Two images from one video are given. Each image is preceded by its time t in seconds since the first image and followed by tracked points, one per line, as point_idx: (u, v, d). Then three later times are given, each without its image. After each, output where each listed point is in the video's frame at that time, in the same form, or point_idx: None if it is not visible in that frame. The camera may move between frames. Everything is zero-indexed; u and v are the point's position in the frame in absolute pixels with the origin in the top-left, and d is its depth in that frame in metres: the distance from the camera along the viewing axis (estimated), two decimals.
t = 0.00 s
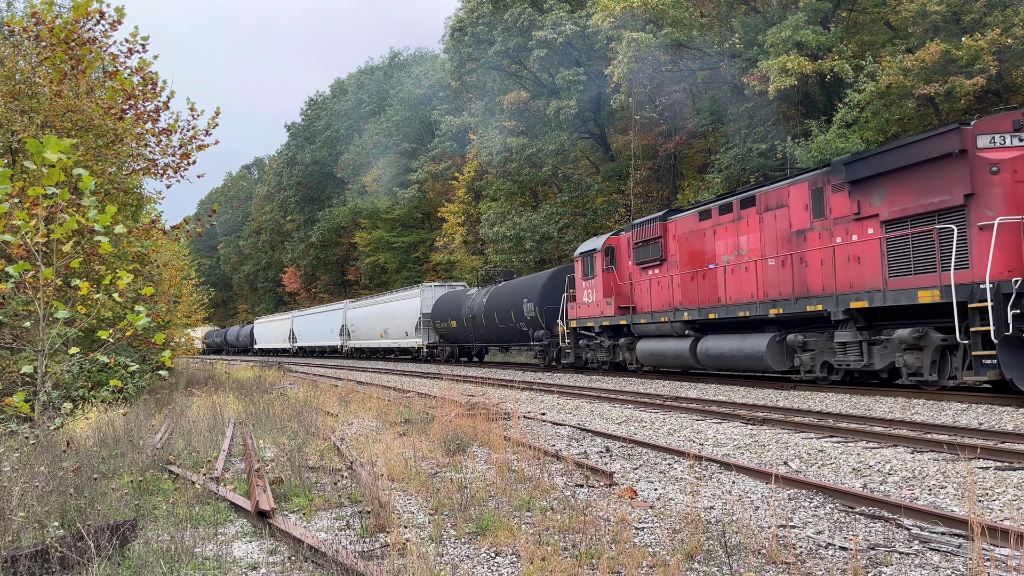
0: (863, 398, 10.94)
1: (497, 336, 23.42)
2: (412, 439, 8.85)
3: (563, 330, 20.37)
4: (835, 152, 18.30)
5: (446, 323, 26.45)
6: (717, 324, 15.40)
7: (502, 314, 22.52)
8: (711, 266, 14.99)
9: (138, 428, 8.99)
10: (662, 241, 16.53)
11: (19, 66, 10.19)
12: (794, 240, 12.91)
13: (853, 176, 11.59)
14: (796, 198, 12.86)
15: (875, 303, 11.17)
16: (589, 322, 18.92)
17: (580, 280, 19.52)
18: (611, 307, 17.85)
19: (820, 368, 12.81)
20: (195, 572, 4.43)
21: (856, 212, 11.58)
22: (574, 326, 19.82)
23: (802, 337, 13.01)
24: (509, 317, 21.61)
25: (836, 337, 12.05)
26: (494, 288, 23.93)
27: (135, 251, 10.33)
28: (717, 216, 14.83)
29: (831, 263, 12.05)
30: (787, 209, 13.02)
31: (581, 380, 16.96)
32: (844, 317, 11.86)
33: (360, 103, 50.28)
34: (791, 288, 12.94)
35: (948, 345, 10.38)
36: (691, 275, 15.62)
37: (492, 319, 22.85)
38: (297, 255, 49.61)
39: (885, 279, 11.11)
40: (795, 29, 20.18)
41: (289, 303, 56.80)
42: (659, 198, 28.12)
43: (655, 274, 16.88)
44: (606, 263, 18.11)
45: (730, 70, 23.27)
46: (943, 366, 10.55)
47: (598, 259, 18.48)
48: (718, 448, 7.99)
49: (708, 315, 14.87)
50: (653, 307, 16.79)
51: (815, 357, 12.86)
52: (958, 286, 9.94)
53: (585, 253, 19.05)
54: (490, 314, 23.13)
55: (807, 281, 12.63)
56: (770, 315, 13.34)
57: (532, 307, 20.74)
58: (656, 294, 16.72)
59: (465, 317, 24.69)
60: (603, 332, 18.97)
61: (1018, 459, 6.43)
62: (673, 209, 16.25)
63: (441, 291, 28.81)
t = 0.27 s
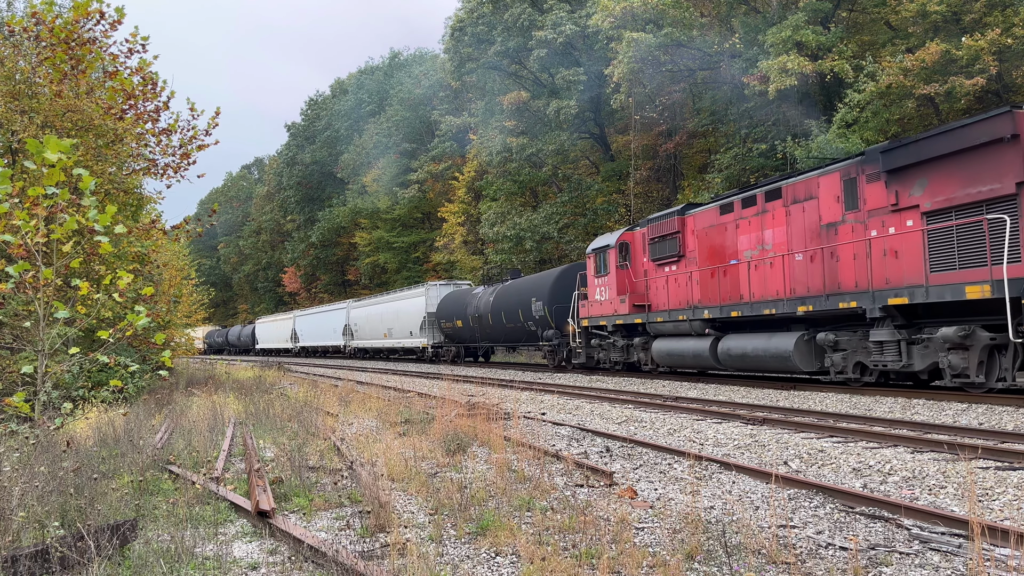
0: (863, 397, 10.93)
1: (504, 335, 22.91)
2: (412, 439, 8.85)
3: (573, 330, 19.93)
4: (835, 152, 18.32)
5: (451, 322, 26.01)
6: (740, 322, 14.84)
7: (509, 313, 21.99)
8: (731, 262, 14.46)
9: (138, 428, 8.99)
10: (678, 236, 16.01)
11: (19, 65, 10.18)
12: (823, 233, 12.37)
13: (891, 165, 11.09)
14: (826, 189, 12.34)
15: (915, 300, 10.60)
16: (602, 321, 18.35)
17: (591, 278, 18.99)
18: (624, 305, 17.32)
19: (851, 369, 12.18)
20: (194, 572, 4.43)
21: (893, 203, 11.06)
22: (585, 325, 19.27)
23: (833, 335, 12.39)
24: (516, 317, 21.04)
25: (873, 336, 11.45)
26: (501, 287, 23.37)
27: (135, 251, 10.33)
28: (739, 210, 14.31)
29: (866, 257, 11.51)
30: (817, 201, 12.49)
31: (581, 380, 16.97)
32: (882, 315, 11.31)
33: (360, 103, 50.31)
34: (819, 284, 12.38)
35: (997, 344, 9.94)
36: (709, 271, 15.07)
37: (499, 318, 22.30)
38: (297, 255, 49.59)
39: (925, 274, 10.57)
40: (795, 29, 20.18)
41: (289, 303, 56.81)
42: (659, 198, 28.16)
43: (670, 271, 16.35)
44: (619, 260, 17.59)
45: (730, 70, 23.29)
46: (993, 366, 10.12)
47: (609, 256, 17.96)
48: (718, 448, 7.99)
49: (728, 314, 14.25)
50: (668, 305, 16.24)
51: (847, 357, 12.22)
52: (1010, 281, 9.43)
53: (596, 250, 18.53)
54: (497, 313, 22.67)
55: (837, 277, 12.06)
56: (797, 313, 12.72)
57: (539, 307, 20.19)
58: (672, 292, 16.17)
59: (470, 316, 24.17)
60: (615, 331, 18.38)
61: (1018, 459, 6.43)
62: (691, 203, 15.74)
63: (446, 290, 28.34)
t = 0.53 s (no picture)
0: (863, 398, 10.93)
1: (512, 335, 22.52)
2: (412, 439, 8.85)
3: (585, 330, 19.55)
4: (835, 152, 18.35)
5: (456, 322, 25.62)
6: (764, 321, 14.21)
7: (518, 312, 21.59)
8: (755, 258, 13.88)
9: (138, 428, 9.00)
10: (698, 231, 15.44)
11: (19, 65, 10.17)
12: (856, 226, 11.76)
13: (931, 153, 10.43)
14: (859, 179, 11.71)
15: (961, 296, 9.90)
16: (615, 319, 17.89)
17: (605, 275, 18.51)
18: (640, 303, 16.82)
19: (887, 369, 11.49)
20: (194, 572, 4.42)
21: (933, 193, 10.41)
22: (597, 324, 18.83)
23: (867, 334, 11.70)
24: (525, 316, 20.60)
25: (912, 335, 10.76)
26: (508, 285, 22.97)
27: (135, 251, 10.34)
28: (764, 203, 13.72)
29: (903, 251, 10.86)
30: (849, 192, 11.86)
31: (581, 380, 16.98)
32: (923, 312, 10.64)
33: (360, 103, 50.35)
34: (852, 279, 11.76)
35: None
36: (731, 267, 14.51)
37: (507, 318, 21.87)
38: (297, 255, 49.59)
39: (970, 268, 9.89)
40: (795, 29, 20.19)
41: (289, 303, 56.81)
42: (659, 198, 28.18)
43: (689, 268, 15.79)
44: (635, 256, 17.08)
45: (729, 70, 23.29)
46: None
47: (626, 252, 17.44)
48: (718, 449, 8.00)
49: (753, 312, 13.71)
50: (687, 303, 15.69)
51: (882, 357, 11.52)
52: None
53: (611, 246, 18.04)
54: (505, 312, 22.27)
55: (872, 272, 11.43)
56: (827, 311, 12.09)
57: (549, 305, 19.78)
58: (691, 289, 15.61)
59: (477, 316, 23.75)
60: (629, 331, 17.90)
61: (1018, 459, 6.43)
62: (711, 197, 15.19)
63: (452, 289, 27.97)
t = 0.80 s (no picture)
0: (863, 398, 10.93)
1: (520, 334, 21.99)
2: (412, 439, 8.85)
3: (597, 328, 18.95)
4: (835, 152, 18.37)
5: (463, 321, 25.08)
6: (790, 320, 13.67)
7: (527, 310, 21.01)
8: (782, 253, 13.36)
9: (138, 427, 9.00)
10: (718, 225, 14.92)
11: (19, 65, 10.17)
12: (892, 218, 11.22)
13: (977, 140, 9.90)
14: (896, 169, 11.18)
15: (1013, 292, 9.32)
16: (631, 318, 17.39)
17: (620, 272, 18.02)
18: (657, 301, 16.33)
19: (928, 371, 10.85)
20: (194, 572, 4.42)
21: (979, 181, 9.87)
22: (610, 323, 18.32)
23: (906, 333, 11.07)
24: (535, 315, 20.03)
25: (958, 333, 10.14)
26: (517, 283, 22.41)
27: (135, 251, 10.34)
28: (790, 195, 13.20)
29: (947, 243, 10.30)
30: (885, 183, 11.33)
31: (581, 380, 16.97)
32: (971, 309, 10.00)
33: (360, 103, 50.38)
34: (888, 274, 11.23)
35: None
36: (755, 263, 13.99)
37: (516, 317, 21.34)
38: (297, 255, 49.58)
39: (1021, 262, 9.34)
40: (795, 29, 20.20)
41: (289, 303, 56.80)
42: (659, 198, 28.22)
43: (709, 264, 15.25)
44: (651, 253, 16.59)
45: (729, 70, 23.29)
46: None
47: (641, 249, 16.94)
48: (718, 448, 7.99)
49: (780, 310, 13.17)
50: (708, 301, 15.17)
51: (924, 358, 10.87)
52: None
53: (625, 243, 17.52)
54: (514, 310, 21.71)
55: (910, 266, 10.87)
56: (862, 308, 11.53)
57: (560, 302, 19.20)
58: (711, 286, 15.08)
59: (484, 314, 23.26)
60: (646, 330, 17.36)
61: (1018, 459, 6.43)
62: (732, 190, 14.68)
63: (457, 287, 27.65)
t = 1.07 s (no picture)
0: (864, 398, 10.93)
1: (528, 334, 21.42)
2: (412, 439, 8.85)
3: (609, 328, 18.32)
4: (835, 152, 18.39)
5: (469, 320, 24.57)
6: (818, 318, 13.08)
7: (536, 309, 20.42)
8: (810, 248, 12.81)
9: (138, 428, 9.00)
10: (741, 219, 14.39)
11: (19, 65, 10.16)
12: (933, 210, 10.67)
13: None
14: (936, 157, 10.64)
15: None
16: (645, 317, 16.76)
17: (633, 269, 17.42)
18: (674, 300, 15.75)
19: (975, 372, 10.26)
20: (194, 572, 4.42)
21: None
22: (624, 322, 17.70)
23: (950, 332, 10.51)
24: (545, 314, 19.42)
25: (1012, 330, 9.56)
26: (525, 282, 21.79)
27: (135, 251, 10.35)
28: (819, 187, 12.65)
29: (993, 236, 9.73)
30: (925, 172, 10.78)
31: (580, 380, 16.98)
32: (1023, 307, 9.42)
33: (360, 103, 50.45)
34: (928, 269, 10.66)
35: None
36: (781, 259, 13.45)
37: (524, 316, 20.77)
38: (297, 255, 49.56)
39: None
40: (796, 29, 20.21)
41: (289, 303, 56.80)
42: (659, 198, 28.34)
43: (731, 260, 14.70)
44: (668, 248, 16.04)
45: (729, 70, 23.31)
46: None
47: (658, 244, 16.40)
48: (718, 448, 7.99)
49: (809, 308, 12.61)
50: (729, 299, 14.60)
51: (970, 358, 10.31)
52: None
53: (640, 238, 17.00)
54: (522, 310, 21.15)
55: (953, 261, 10.31)
56: (902, 306, 10.95)
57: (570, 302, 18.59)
58: (733, 283, 14.53)
59: (490, 313, 22.75)
60: (662, 330, 16.69)
61: (1018, 459, 6.43)
62: (755, 182, 14.14)
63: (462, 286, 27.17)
